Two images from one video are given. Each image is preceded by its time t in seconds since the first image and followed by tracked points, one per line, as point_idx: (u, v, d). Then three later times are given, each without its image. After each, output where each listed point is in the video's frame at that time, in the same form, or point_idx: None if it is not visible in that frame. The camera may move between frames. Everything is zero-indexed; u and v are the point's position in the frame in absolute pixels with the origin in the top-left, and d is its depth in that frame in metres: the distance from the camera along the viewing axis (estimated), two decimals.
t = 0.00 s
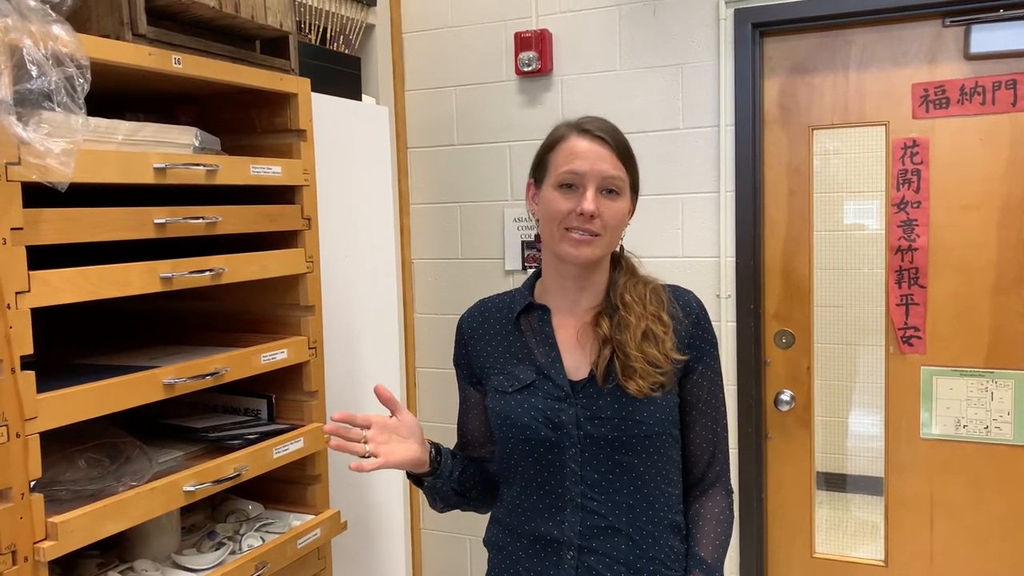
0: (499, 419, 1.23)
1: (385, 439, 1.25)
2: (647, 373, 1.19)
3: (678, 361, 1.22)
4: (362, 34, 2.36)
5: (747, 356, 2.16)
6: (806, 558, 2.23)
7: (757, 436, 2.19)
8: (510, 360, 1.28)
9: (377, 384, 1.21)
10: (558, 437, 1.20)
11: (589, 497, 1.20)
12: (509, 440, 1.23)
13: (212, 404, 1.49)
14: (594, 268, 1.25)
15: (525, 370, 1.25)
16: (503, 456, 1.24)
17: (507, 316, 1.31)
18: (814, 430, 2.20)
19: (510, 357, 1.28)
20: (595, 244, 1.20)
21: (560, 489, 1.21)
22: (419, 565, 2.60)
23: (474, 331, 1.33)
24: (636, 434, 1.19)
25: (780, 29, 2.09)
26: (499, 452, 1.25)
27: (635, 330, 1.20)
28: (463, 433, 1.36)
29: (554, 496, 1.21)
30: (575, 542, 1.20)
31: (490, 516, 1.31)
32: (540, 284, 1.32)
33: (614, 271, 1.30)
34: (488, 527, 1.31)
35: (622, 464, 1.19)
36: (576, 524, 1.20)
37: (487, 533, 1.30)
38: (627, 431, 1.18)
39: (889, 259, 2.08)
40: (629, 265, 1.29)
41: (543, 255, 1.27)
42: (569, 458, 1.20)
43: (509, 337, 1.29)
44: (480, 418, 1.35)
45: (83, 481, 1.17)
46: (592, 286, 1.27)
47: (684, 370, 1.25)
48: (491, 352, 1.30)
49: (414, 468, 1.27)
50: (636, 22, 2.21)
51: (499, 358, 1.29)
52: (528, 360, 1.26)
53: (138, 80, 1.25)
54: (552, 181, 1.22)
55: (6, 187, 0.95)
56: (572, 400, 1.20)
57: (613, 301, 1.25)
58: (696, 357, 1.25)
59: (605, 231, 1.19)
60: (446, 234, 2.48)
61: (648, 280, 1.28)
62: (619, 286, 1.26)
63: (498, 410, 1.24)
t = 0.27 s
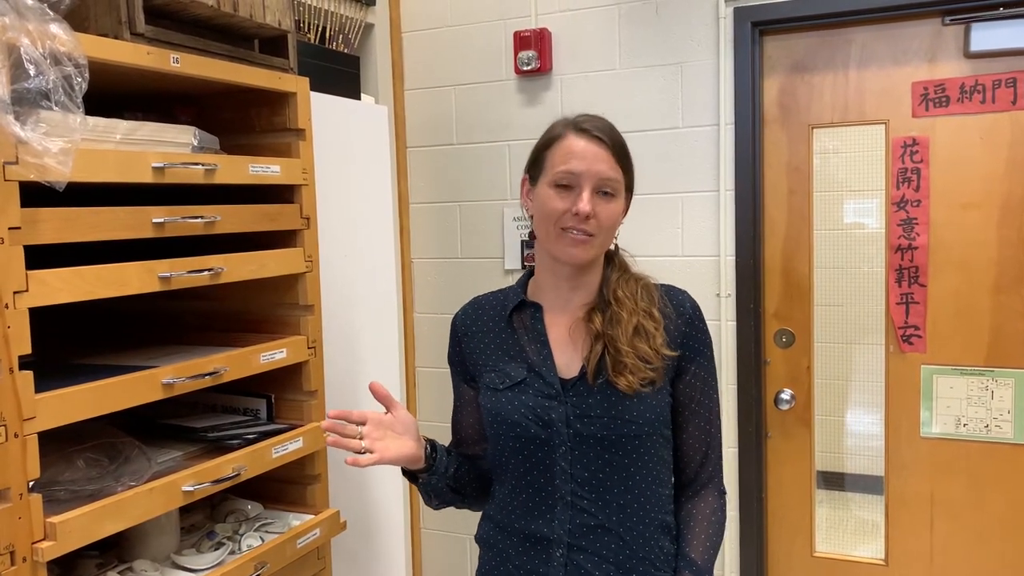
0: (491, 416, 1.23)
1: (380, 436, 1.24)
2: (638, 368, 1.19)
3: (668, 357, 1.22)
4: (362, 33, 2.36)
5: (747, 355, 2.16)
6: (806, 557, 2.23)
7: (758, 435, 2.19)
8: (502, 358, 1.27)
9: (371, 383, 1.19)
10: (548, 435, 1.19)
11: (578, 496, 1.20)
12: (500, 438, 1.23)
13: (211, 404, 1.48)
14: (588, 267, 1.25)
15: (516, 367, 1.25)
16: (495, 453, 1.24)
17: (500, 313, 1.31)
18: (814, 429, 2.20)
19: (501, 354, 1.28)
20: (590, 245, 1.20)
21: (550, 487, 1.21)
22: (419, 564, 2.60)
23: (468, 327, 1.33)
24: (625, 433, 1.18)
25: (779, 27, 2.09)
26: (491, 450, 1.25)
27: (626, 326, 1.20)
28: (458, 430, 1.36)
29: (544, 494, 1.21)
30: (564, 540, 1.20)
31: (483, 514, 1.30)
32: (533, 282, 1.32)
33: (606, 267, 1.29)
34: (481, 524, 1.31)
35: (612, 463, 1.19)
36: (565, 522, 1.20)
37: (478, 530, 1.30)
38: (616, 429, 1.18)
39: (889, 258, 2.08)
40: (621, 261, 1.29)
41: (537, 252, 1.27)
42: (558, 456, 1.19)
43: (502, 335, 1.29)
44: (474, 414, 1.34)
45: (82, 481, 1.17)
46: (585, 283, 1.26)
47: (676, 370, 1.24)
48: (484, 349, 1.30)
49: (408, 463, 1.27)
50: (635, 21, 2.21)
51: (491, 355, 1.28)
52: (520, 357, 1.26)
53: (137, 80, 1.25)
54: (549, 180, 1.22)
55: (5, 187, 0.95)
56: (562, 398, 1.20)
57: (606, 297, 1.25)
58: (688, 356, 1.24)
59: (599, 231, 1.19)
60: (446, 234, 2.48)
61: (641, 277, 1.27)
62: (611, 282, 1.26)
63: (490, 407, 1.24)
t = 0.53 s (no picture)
0: (482, 416, 1.23)
1: (377, 438, 1.24)
2: (628, 369, 1.19)
3: (659, 358, 1.22)
4: (361, 33, 2.36)
5: (747, 355, 2.16)
6: (806, 557, 2.23)
7: (757, 435, 2.19)
8: (495, 358, 1.27)
9: (367, 387, 1.18)
10: (539, 435, 1.19)
11: (570, 496, 1.20)
12: (492, 438, 1.23)
13: (210, 403, 1.48)
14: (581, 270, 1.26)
15: (508, 367, 1.25)
16: (487, 453, 1.24)
17: (493, 312, 1.31)
18: (814, 428, 2.19)
19: (494, 354, 1.27)
20: (581, 250, 1.20)
21: (541, 487, 1.20)
22: (419, 565, 2.60)
23: (461, 327, 1.33)
24: (616, 433, 1.18)
25: (779, 27, 2.09)
26: (483, 450, 1.25)
27: (618, 326, 1.20)
28: (451, 430, 1.36)
29: (535, 494, 1.21)
30: (556, 539, 1.20)
31: (473, 514, 1.30)
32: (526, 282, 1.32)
33: (600, 267, 1.29)
34: (472, 523, 1.31)
35: (602, 463, 1.19)
36: (556, 522, 1.20)
37: (470, 530, 1.30)
38: (607, 430, 1.18)
39: (888, 257, 2.08)
40: (615, 262, 1.29)
41: (531, 253, 1.27)
42: (549, 456, 1.19)
43: (494, 335, 1.29)
44: (467, 414, 1.34)
45: (81, 481, 1.17)
46: (578, 285, 1.26)
47: (667, 371, 1.24)
48: (476, 349, 1.29)
49: (405, 465, 1.27)
50: (635, 21, 2.21)
51: (483, 355, 1.28)
52: (512, 357, 1.25)
53: (136, 79, 1.25)
54: (543, 183, 1.21)
55: (3, 187, 0.95)
56: (553, 398, 1.20)
57: (598, 297, 1.25)
58: (679, 359, 1.24)
59: (592, 236, 1.19)
60: (445, 234, 2.48)
61: (633, 278, 1.27)
62: (604, 282, 1.26)
63: (482, 407, 1.24)
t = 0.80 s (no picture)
0: (479, 416, 1.23)
1: (374, 436, 1.24)
2: (625, 368, 1.19)
3: (654, 358, 1.22)
4: (361, 33, 2.36)
5: (746, 355, 2.16)
6: (805, 557, 2.23)
7: (757, 435, 2.19)
8: (491, 358, 1.27)
9: (366, 385, 1.17)
10: (536, 435, 1.19)
11: (567, 496, 1.20)
12: (488, 438, 1.22)
13: (210, 404, 1.48)
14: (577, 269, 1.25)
15: (504, 368, 1.25)
16: (483, 454, 1.24)
17: (489, 312, 1.31)
18: (813, 429, 2.20)
19: (490, 355, 1.27)
20: (578, 247, 1.20)
21: (537, 488, 1.20)
22: (418, 565, 2.60)
23: (457, 327, 1.33)
24: (612, 433, 1.18)
25: (778, 27, 2.09)
26: (480, 450, 1.25)
27: (613, 326, 1.20)
28: (446, 430, 1.36)
29: (532, 495, 1.21)
30: (554, 540, 1.20)
31: (469, 516, 1.30)
32: (522, 282, 1.32)
33: (595, 266, 1.29)
34: (468, 525, 1.31)
35: (599, 463, 1.19)
36: (554, 522, 1.20)
37: (468, 531, 1.30)
38: (603, 429, 1.18)
39: (887, 258, 2.08)
40: (611, 261, 1.29)
41: (526, 252, 1.27)
42: (546, 456, 1.19)
43: (490, 335, 1.29)
44: (463, 413, 1.34)
45: (80, 481, 1.17)
46: (574, 284, 1.26)
47: (662, 371, 1.24)
48: (472, 350, 1.29)
49: (400, 463, 1.27)
50: (634, 21, 2.21)
51: (479, 355, 1.28)
52: (508, 357, 1.25)
53: (135, 79, 1.25)
54: (538, 182, 1.21)
55: (3, 186, 0.94)
56: (549, 399, 1.20)
57: (594, 297, 1.25)
58: (674, 359, 1.24)
59: (589, 234, 1.19)
60: (444, 234, 2.48)
61: (629, 278, 1.27)
62: (599, 281, 1.26)
63: (478, 407, 1.24)
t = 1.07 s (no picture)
0: (481, 415, 1.23)
1: (372, 437, 1.24)
2: (628, 364, 1.19)
3: (656, 355, 1.22)
4: (360, 34, 2.36)
5: (745, 356, 2.16)
6: (803, 558, 2.23)
7: (755, 437, 2.19)
8: (493, 358, 1.27)
9: (362, 384, 1.18)
10: (539, 433, 1.19)
11: (570, 495, 1.19)
12: (491, 437, 1.22)
13: (209, 404, 1.48)
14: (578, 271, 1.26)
15: (506, 367, 1.25)
16: (485, 454, 1.24)
17: (489, 313, 1.30)
18: (812, 430, 2.20)
19: (491, 354, 1.27)
20: (577, 253, 1.20)
21: (540, 487, 1.20)
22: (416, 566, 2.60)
23: (457, 329, 1.32)
24: (615, 431, 1.18)
25: (778, 29, 2.09)
26: (481, 450, 1.24)
27: (616, 324, 1.20)
28: (446, 433, 1.35)
29: (534, 494, 1.20)
30: (556, 540, 1.19)
31: (468, 519, 1.30)
32: (523, 283, 1.32)
33: (596, 264, 1.29)
34: (468, 528, 1.30)
35: (602, 462, 1.19)
36: (556, 521, 1.20)
37: (467, 534, 1.29)
38: (607, 427, 1.18)
39: (887, 259, 2.08)
40: (611, 258, 1.29)
41: (526, 257, 1.27)
42: (549, 455, 1.19)
43: (491, 335, 1.28)
44: (463, 415, 1.34)
45: (79, 482, 1.16)
46: (575, 286, 1.26)
47: (664, 371, 1.24)
48: (473, 350, 1.29)
49: (399, 464, 1.27)
50: (634, 22, 2.21)
51: (481, 355, 1.28)
52: (510, 357, 1.25)
53: (135, 80, 1.25)
54: (535, 189, 1.21)
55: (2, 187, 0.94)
56: (553, 397, 1.20)
57: (596, 295, 1.25)
58: (676, 359, 1.24)
59: (587, 238, 1.19)
60: (444, 235, 2.48)
61: (629, 277, 1.28)
62: (601, 280, 1.26)
63: (480, 406, 1.23)
